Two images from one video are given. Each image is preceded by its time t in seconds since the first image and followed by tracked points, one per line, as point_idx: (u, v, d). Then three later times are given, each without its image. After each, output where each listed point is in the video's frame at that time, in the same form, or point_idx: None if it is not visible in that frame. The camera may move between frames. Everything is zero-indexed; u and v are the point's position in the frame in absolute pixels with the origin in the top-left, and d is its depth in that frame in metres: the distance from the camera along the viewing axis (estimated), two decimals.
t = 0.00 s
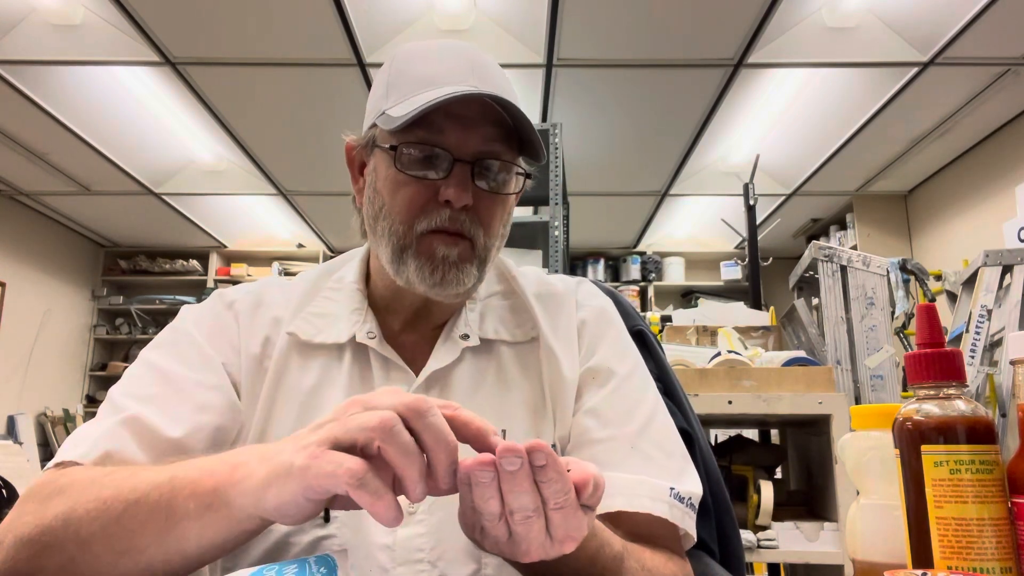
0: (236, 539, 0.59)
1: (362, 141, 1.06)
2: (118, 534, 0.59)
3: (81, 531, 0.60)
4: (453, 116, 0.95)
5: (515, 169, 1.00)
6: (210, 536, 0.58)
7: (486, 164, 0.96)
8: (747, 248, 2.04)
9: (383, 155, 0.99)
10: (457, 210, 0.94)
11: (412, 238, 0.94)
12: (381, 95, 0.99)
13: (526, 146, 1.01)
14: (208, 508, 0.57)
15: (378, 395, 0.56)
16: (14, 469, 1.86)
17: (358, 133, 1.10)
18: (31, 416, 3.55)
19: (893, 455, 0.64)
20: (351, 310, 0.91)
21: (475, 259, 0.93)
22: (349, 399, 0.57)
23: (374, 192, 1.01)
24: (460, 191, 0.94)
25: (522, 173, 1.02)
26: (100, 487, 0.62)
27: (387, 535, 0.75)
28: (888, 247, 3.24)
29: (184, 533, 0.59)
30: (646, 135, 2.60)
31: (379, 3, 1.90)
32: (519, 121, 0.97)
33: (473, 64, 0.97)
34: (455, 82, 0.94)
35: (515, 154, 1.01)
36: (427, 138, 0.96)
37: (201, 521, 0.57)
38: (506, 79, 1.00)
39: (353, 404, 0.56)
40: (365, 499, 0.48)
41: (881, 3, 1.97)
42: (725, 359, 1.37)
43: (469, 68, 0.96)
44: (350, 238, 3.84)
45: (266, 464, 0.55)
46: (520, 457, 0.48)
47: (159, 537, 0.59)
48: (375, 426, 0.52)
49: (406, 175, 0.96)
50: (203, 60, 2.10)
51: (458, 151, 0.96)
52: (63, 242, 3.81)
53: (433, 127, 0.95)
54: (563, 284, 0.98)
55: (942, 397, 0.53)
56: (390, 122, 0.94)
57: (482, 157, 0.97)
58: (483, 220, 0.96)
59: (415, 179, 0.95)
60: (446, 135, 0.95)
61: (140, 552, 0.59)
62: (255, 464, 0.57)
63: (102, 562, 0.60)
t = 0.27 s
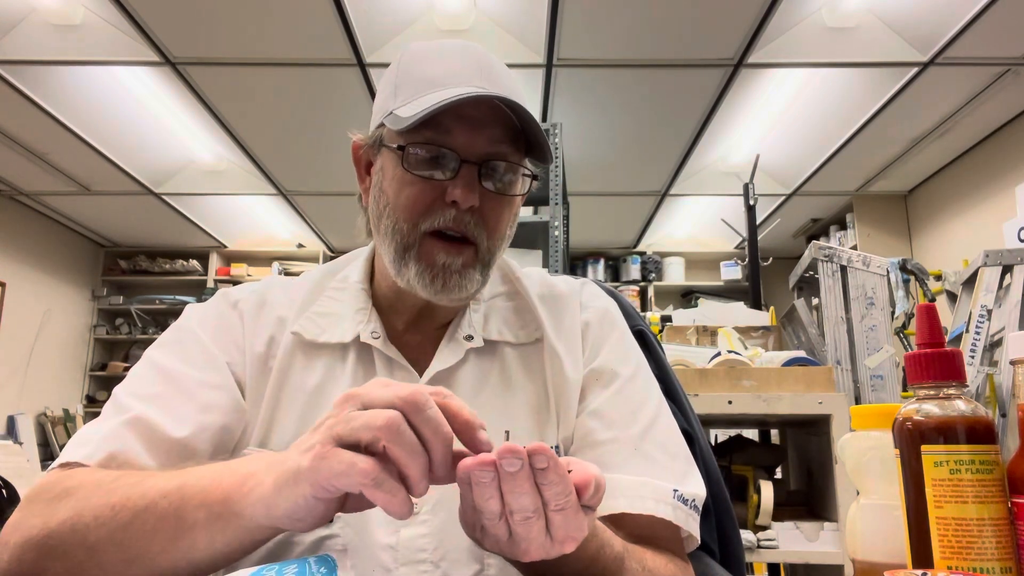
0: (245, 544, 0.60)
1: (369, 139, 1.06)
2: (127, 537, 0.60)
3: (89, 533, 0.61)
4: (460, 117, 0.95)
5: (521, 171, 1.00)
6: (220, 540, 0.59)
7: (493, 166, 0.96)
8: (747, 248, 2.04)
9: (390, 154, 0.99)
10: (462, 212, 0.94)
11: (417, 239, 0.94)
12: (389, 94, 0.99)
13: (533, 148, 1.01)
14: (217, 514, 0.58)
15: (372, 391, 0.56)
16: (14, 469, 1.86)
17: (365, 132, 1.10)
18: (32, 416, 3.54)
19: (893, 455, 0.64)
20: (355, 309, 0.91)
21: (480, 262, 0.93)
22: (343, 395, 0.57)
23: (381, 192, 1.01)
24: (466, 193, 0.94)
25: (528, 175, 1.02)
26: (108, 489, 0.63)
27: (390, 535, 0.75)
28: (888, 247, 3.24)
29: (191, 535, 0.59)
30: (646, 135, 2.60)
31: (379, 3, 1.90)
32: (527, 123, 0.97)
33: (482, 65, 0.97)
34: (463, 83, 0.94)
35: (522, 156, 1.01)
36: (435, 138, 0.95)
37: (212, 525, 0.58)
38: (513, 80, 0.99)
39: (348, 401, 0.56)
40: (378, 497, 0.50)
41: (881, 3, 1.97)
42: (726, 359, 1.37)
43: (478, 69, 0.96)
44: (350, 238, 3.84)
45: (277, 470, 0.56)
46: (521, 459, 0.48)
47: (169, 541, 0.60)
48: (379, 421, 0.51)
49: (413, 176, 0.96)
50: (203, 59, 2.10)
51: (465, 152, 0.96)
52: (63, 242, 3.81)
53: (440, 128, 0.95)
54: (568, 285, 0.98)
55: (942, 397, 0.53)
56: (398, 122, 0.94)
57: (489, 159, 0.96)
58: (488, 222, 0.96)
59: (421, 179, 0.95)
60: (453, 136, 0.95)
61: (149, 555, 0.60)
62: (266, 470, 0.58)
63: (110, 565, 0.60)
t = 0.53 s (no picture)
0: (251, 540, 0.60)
1: (364, 141, 1.06)
2: (131, 535, 0.60)
3: (92, 532, 0.60)
4: (453, 117, 0.95)
5: (516, 170, 1.00)
6: (226, 538, 0.59)
7: (487, 165, 0.96)
8: (747, 248, 2.04)
9: (384, 156, 0.99)
10: (456, 211, 0.94)
11: (412, 239, 0.94)
12: (383, 95, 0.99)
13: (527, 147, 1.01)
14: (223, 511, 0.58)
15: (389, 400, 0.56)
16: (13, 469, 1.86)
17: (360, 134, 1.10)
18: (32, 416, 3.54)
19: (893, 455, 0.64)
20: (353, 310, 0.91)
21: (475, 260, 0.93)
22: (359, 402, 0.57)
23: (375, 192, 1.01)
24: (460, 192, 0.94)
25: (523, 173, 1.02)
26: (110, 488, 0.63)
27: (389, 535, 0.75)
28: (888, 247, 3.24)
29: (196, 532, 0.59)
30: (646, 135, 2.60)
31: (379, 3, 1.90)
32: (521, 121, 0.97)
33: (474, 65, 0.97)
34: (456, 82, 0.94)
35: (516, 155, 1.00)
36: (428, 138, 0.96)
37: (217, 521, 0.58)
38: (507, 79, 1.00)
39: (363, 407, 0.56)
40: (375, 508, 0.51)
41: (881, 3, 1.97)
42: (725, 359, 1.37)
43: (470, 68, 0.96)
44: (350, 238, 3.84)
45: (282, 469, 0.56)
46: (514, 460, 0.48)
47: (174, 537, 0.59)
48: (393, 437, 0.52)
49: (406, 176, 0.96)
50: (203, 59, 2.10)
51: (459, 152, 0.96)
52: (63, 242, 3.81)
53: (434, 127, 0.95)
54: (565, 284, 0.98)
55: (943, 397, 0.53)
56: (391, 123, 0.94)
57: (482, 158, 0.97)
58: (483, 221, 0.96)
59: (415, 180, 0.95)
60: (446, 136, 0.95)
61: (154, 552, 0.60)
62: (270, 467, 0.58)
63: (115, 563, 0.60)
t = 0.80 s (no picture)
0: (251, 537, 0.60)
1: (355, 142, 1.06)
2: (129, 533, 0.60)
3: (91, 531, 0.60)
4: (443, 116, 0.95)
5: (508, 168, 1.00)
6: (225, 537, 0.59)
7: (478, 164, 0.96)
8: (747, 248, 2.03)
9: (374, 157, 0.99)
10: (448, 211, 0.94)
11: (404, 240, 0.94)
12: (373, 96, 0.99)
13: (519, 145, 1.01)
14: (221, 508, 0.58)
15: (391, 405, 0.56)
16: (13, 469, 1.86)
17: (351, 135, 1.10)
18: (31, 416, 3.54)
19: (893, 455, 0.64)
20: (350, 311, 0.91)
21: (468, 260, 0.93)
22: (360, 404, 0.57)
23: (367, 194, 1.01)
24: (451, 192, 0.94)
25: (515, 172, 1.02)
26: (108, 488, 0.63)
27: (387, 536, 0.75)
28: (888, 247, 3.24)
29: (195, 530, 0.59)
30: (647, 135, 2.60)
31: (379, 2, 1.90)
32: (511, 120, 0.97)
33: (463, 64, 0.97)
34: (446, 81, 0.94)
35: (508, 154, 1.00)
36: (419, 138, 0.96)
37: (216, 519, 0.58)
38: (498, 78, 1.00)
39: (363, 411, 0.56)
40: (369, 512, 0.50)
41: (881, 3, 1.97)
42: (725, 359, 1.37)
43: (459, 67, 0.96)
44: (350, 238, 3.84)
45: (279, 467, 0.56)
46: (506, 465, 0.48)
47: (173, 535, 0.59)
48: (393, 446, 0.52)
49: (397, 177, 0.96)
50: (203, 59, 2.10)
51: (450, 152, 0.96)
52: (63, 242, 3.81)
53: (424, 128, 0.95)
54: (560, 284, 0.98)
55: (942, 397, 0.53)
56: (380, 124, 0.95)
57: (473, 158, 0.97)
58: (475, 221, 0.96)
59: (405, 180, 0.95)
60: (436, 136, 0.95)
61: (152, 550, 0.60)
62: (268, 465, 0.58)
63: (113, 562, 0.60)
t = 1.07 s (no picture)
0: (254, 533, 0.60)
1: (352, 142, 1.06)
2: (130, 532, 0.60)
3: (90, 530, 0.60)
4: (440, 116, 0.95)
5: (506, 167, 1.00)
6: (225, 536, 0.59)
7: (476, 164, 0.96)
8: (747, 248, 2.03)
9: (372, 157, 0.99)
10: (446, 211, 0.94)
11: (402, 240, 0.94)
12: (369, 96, 0.99)
13: (516, 144, 1.01)
14: (221, 507, 0.58)
15: (380, 390, 0.55)
16: (13, 469, 1.85)
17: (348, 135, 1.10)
18: (32, 416, 3.54)
19: (893, 455, 0.64)
20: (348, 312, 0.91)
21: (466, 259, 0.93)
22: (349, 392, 0.55)
23: (365, 194, 1.01)
24: (449, 191, 0.94)
25: (513, 171, 1.01)
26: (107, 486, 0.63)
27: (386, 536, 0.75)
28: (888, 247, 3.24)
29: (194, 528, 0.59)
30: (647, 134, 2.60)
31: (379, 2, 1.90)
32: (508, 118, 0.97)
33: (459, 63, 0.97)
34: (442, 81, 0.94)
35: (505, 153, 1.00)
36: (416, 138, 0.96)
37: (216, 516, 0.58)
38: (495, 77, 1.00)
39: (353, 399, 0.55)
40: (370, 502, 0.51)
41: (881, 3, 1.97)
42: (725, 359, 1.37)
43: (456, 67, 0.96)
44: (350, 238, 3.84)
45: (277, 465, 0.56)
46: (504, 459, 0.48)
47: (174, 533, 0.59)
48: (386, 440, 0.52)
49: (395, 177, 0.96)
50: (203, 59, 2.10)
51: (447, 151, 0.96)
52: (63, 242, 3.81)
53: (421, 128, 0.95)
54: (559, 283, 0.98)
55: (943, 397, 0.53)
56: (377, 124, 0.94)
57: (470, 157, 0.97)
58: (474, 220, 0.96)
59: (403, 180, 0.95)
60: (433, 136, 0.95)
61: (152, 548, 0.60)
62: (266, 461, 0.58)
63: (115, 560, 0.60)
